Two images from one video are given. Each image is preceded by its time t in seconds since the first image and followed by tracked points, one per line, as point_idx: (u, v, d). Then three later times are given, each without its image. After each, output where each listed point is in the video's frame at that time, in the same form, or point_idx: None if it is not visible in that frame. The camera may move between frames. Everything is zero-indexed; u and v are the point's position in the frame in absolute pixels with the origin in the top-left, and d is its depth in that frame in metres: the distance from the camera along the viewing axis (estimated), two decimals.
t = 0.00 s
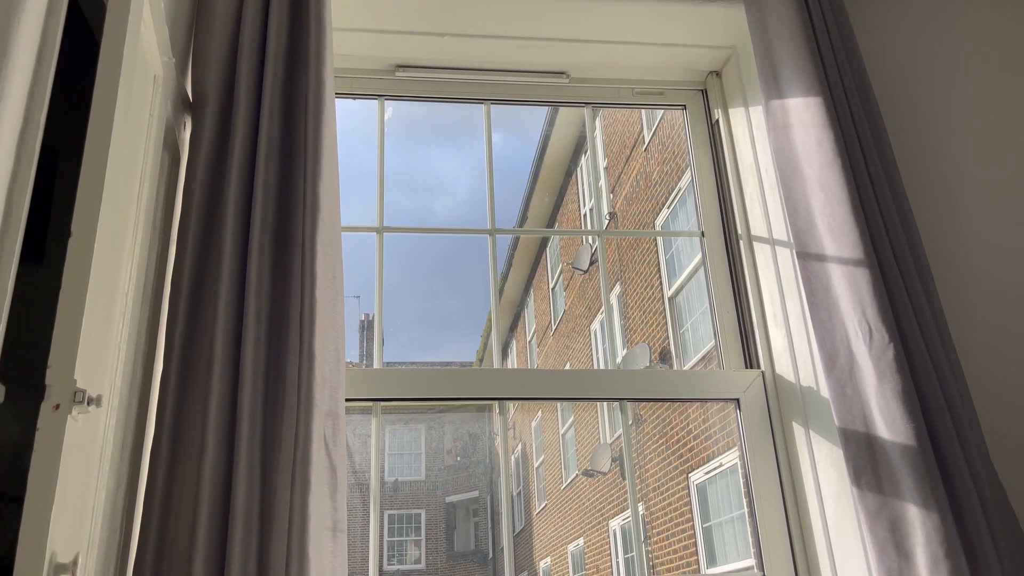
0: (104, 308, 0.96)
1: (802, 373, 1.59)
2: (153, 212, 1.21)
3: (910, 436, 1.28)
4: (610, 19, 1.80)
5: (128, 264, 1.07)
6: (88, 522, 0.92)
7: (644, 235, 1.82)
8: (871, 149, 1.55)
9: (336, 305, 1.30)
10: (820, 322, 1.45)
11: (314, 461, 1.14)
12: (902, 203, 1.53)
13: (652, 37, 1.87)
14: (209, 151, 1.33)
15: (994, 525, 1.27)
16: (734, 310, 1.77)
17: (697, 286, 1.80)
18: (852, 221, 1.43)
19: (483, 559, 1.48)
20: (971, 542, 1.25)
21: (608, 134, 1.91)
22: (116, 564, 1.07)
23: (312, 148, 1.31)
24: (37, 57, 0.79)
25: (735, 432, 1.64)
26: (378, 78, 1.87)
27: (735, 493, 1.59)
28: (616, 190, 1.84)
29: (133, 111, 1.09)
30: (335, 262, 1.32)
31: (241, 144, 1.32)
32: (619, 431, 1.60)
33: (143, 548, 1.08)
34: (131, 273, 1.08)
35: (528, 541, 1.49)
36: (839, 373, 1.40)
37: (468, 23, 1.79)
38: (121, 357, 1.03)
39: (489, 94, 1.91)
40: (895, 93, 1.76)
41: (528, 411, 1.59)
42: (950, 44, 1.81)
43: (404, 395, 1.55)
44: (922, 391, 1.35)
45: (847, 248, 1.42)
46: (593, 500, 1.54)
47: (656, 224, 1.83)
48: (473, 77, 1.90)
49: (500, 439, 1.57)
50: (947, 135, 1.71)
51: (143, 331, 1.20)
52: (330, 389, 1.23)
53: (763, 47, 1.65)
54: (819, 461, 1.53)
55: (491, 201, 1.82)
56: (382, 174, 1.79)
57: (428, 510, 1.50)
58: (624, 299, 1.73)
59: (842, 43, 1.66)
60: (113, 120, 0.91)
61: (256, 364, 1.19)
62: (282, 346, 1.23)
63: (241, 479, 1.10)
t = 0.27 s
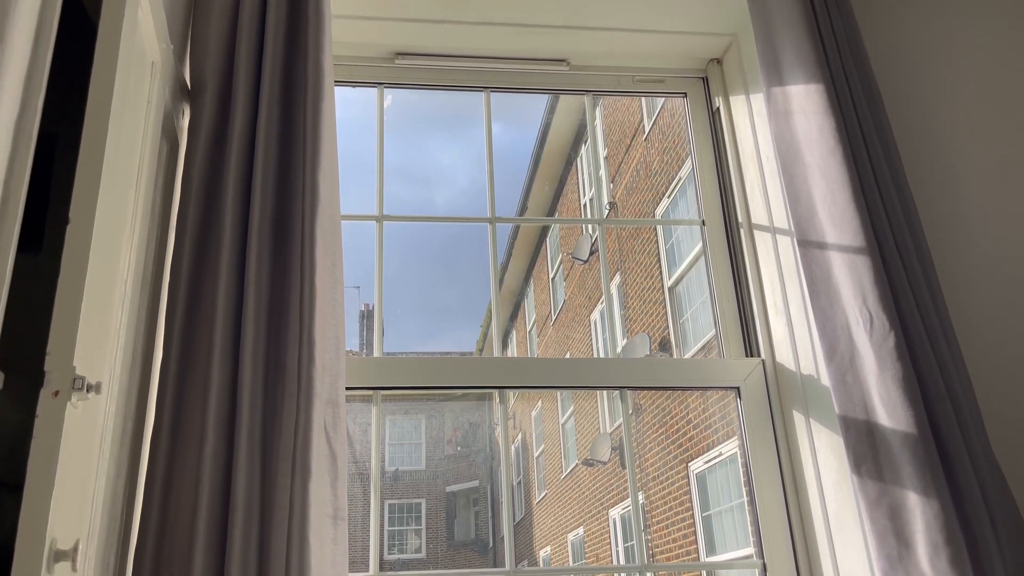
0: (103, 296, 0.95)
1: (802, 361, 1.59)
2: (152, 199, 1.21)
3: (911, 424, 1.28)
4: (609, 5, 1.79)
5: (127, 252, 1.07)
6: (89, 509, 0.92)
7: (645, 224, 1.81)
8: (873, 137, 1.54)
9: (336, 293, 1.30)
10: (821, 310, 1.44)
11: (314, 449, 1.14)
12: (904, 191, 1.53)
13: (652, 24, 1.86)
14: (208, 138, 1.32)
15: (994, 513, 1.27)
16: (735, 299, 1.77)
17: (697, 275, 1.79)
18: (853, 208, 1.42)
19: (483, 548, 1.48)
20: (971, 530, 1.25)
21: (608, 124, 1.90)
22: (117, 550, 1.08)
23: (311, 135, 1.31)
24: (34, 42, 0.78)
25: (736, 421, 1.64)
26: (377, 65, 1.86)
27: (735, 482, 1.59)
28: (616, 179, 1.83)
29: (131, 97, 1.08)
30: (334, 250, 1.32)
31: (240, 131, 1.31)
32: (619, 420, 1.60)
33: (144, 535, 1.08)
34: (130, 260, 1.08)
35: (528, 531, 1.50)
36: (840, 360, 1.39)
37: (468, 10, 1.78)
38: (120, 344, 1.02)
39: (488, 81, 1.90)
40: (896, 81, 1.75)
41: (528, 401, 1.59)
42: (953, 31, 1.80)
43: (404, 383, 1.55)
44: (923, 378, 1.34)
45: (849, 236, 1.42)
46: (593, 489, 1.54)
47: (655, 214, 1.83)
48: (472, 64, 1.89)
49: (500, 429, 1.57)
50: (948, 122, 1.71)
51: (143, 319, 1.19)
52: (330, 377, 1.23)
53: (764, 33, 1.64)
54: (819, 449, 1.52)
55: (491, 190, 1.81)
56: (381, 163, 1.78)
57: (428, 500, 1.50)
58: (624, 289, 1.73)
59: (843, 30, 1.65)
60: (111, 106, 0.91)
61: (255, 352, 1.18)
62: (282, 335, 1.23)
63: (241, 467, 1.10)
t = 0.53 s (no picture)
0: (100, 283, 0.95)
1: (802, 350, 1.58)
2: (149, 187, 1.20)
3: (910, 412, 1.28)
4: None
5: (125, 240, 1.07)
6: (88, 496, 0.92)
7: (644, 213, 1.81)
8: (874, 126, 1.54)
9: (335, 282, 1.30)
10: (821, 299, 1.44)
11: (313, 438, 1.14)
12: (904, 179, 1.53)
13: (652, 12, 1.85)
14: (206, 126, 1.31)
15: (993, 502, 1.27)
16: (735, 289, 1.76)
17: (697, 265, 1.79)
18: (854, 197, 1.42)
19: (483, 537, 1.49)
20: (971, 518, 1.25)
21: (608, 114, 1.89)
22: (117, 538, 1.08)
23: (310, 123, 1.30)
24: (30, 28, 0.78)
25: (735, 411, 1.64)
26: (375, 53, 1.85)
27: (735, 471, 1.59)
28: (616, 169, 1.83)
29: (128, 84, 1.08)
30: (333, 239, 1.31)
31: (238, 119, 1.31)
32: (619, 410, 1.60)
33: (143, 523, 1.08)
34: (127, 248, 1.07)
35: (527, 520, 1.50)
36: (840, 349, 1.39)
37: None
38: (118, 332, 1.02)
39: (487, 70, 1.89)
40: (897, 69, 1.75)
41: (528, 391, 1.59)
42: (955, 18, 1.79)
43: (403, 372, 1.55)
44: (923, 367, 1.34)
45: (849, 225, 1.41)
46: (593, 478, 1.54)
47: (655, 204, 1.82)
48: (471, 53, 1.88)
49: (500, 419, 1.56)
50: (950, 110, 1.70)
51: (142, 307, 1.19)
52: (329, 366, 1.23)
53: (764, 21, 1.63)
54: (819, 438, 1.52)
55: (490, 180, 1.81)
56: (380, 153, 1.78)
57: (428, 489, 1.50)
58: (623, 280, 1.72)
59: (844, 18, 1.64)
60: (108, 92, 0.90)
61: (254, 341, 1.18)
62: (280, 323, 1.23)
63: (240, 456, 1.10)
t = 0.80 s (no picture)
0: (99, 271, 0.95)
1: (802, 339, 1.58)
2: (147, 175, 1.20)
3: (910, 401, 1.28)
4: None
5: (123, 228, 1.06)
6: (87, 485, 0.92)
7: (644, 203, 1.81)
8: (875, 115, 1.53)
9: (335, 271, 1.29)
10: (821, 288, 1.44)
11: (313, 427, 1.14)
12: (905, 168, 1.52)
13: None
14: (204, 114, 1.31)
15: (992, 491, 1.28)
16: (735, 279, 1.76)
17: (697, 255, 1.79)
18: (854, 185, 1.41)
19: (482, 527, 1.49)
20: (970, 507, 1.25)
21: (608, 104, 1.88)
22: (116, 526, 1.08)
23: (308, 111, 1.30)
24: (27, 15, 0.77)
25: (735, 401, 1.64)
26: (374, 42, 1.84)
27: (734, 462, 1.59)
28: (615, 159, 1.82)
29: (126, 71, 1.07)
30: (332, 228, 1.31)
31: (236, 107, 1.30)
32: (618, 400, 1.60)
33: (143, 511, 1.08)
34: (126, 236, 1.07)
35: (527, 510, 1.50)
36: (840, 338, 1.39)
37: None
38: (117, 320, 1.02)
39: (487, 58, 1.89)
40: (898, 58, 1.74)
41: (528, 381, 1.59)
42: (957, 6, 1.78)
43: (403, 362, 1.55)
44: (923, 356, 1.34)
45: (849, 214, 1.41)
46: (593, 469, 1.54)
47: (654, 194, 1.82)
48: (471, 41, 1.87)
49: (499, 409, 1.56)
50: (951, 98, 1.69)
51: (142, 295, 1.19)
52: (329, 355, 1.23)
53: (765, 9, 1.62)
54: (818, 427, 1.52)
55: (490, 169, 1.80)
56: (379, 143, 1.77)
57: (428, 479, 1.50)
58: (624, 270, 1.72)
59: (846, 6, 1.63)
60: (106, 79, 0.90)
61: (253, 330, 1.18)
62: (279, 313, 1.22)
63: (240, 445, 1.10)
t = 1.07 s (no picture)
0: (96, 260, 0.95)
1: (802, 330, 1.58)
2: (144, 163, 1.19)
3: (909, 392, 1.28)
4: None
5: (120, 217, 1.06)
6: (86, 474, 0.92)
7: (644, 193, 1.80)
8: (876, 104, 1.53)
9: (333, 262, 1.29)
10: (821, 278, 1.43)
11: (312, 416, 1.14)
12: (905, 158, 1.52)
13: None
14: (202, 103, 1.30)
15: (991, 480, 1.28)
16: (735, 270, 1.76)
17: (696, 246, 1.78)
18: (854, 175, 1.41)
19: (482, 518, 1.49)
20: (969, 497, 1.25)
21: (608, 95, 1.87)
22: (115, 515, 1.08)
23: (307, 100, 1.29)
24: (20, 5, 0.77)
25: (735, 392, 1.64)
26: (373, 31, 1.83)
27: (733, 452, 1.59)
28: (615, 150, 1.82)
29: (122, 59, 1.06)
30: (331, 218, 1.31)
31: (234, 97, 1.30)
32: (617, 391, 1.60)
33: (143, 500, 1.08)
34: (123, 226, 1.07)
35: (527, 500, 1.50)
36: (839, 328, 1.39)
37: None
38: (115, 310, 1.02)
39: (486, 47, 1.88)
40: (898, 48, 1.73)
41: (527, 373, 1.59)
42: None
43: (402, 352, 1.55)
44: (923, 346, 1.34)
45: (850, 204, 1.41)
46: (592, 459, 1.54)
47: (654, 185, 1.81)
48: (470, 30, 1.86)
49: (498, 400, 1.56)
50: (953, 88, 1.68)
51: (140, 285, 1.18)
52: (327, 345, 1.22)
53: None
54: (817, 417, 1.52)
55: (489, 159, 1.79)
56: (377, 133, 1.76)
57: (427, 470, 1.50)
58: (622, 261, 1.72)
59: None
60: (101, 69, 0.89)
61: (252, 320, 1.18)
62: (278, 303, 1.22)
63: (238, 435, 1.10)
